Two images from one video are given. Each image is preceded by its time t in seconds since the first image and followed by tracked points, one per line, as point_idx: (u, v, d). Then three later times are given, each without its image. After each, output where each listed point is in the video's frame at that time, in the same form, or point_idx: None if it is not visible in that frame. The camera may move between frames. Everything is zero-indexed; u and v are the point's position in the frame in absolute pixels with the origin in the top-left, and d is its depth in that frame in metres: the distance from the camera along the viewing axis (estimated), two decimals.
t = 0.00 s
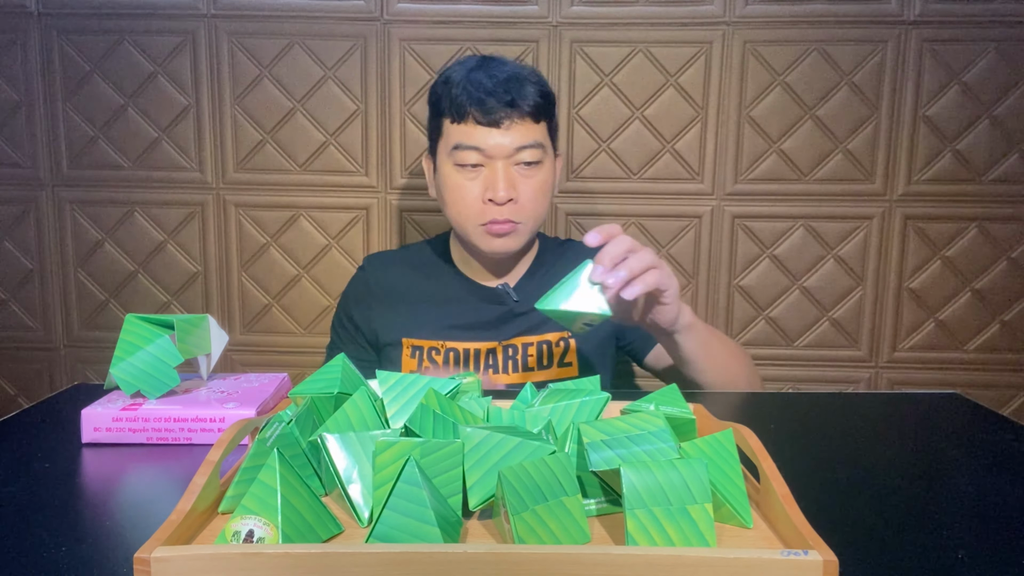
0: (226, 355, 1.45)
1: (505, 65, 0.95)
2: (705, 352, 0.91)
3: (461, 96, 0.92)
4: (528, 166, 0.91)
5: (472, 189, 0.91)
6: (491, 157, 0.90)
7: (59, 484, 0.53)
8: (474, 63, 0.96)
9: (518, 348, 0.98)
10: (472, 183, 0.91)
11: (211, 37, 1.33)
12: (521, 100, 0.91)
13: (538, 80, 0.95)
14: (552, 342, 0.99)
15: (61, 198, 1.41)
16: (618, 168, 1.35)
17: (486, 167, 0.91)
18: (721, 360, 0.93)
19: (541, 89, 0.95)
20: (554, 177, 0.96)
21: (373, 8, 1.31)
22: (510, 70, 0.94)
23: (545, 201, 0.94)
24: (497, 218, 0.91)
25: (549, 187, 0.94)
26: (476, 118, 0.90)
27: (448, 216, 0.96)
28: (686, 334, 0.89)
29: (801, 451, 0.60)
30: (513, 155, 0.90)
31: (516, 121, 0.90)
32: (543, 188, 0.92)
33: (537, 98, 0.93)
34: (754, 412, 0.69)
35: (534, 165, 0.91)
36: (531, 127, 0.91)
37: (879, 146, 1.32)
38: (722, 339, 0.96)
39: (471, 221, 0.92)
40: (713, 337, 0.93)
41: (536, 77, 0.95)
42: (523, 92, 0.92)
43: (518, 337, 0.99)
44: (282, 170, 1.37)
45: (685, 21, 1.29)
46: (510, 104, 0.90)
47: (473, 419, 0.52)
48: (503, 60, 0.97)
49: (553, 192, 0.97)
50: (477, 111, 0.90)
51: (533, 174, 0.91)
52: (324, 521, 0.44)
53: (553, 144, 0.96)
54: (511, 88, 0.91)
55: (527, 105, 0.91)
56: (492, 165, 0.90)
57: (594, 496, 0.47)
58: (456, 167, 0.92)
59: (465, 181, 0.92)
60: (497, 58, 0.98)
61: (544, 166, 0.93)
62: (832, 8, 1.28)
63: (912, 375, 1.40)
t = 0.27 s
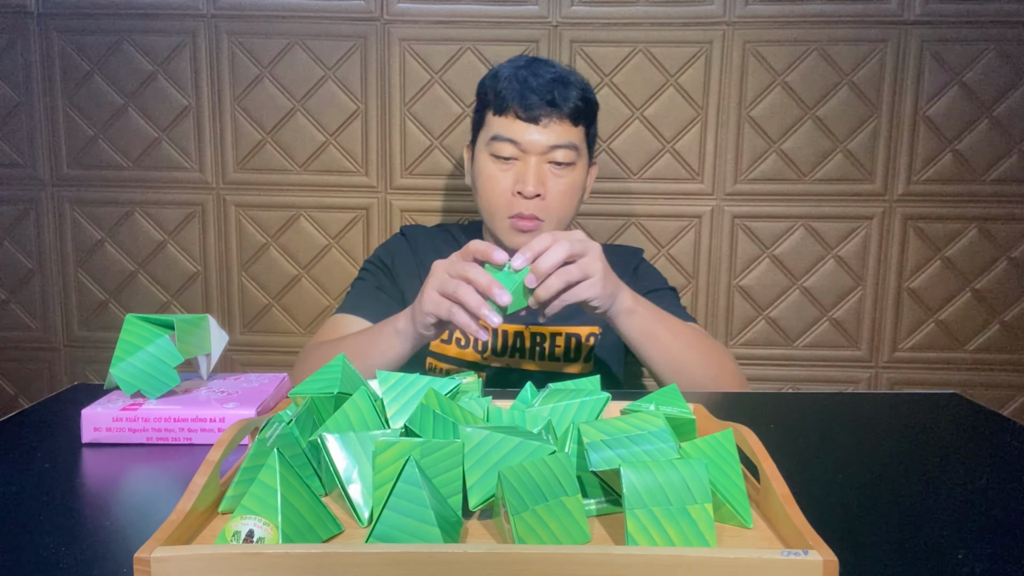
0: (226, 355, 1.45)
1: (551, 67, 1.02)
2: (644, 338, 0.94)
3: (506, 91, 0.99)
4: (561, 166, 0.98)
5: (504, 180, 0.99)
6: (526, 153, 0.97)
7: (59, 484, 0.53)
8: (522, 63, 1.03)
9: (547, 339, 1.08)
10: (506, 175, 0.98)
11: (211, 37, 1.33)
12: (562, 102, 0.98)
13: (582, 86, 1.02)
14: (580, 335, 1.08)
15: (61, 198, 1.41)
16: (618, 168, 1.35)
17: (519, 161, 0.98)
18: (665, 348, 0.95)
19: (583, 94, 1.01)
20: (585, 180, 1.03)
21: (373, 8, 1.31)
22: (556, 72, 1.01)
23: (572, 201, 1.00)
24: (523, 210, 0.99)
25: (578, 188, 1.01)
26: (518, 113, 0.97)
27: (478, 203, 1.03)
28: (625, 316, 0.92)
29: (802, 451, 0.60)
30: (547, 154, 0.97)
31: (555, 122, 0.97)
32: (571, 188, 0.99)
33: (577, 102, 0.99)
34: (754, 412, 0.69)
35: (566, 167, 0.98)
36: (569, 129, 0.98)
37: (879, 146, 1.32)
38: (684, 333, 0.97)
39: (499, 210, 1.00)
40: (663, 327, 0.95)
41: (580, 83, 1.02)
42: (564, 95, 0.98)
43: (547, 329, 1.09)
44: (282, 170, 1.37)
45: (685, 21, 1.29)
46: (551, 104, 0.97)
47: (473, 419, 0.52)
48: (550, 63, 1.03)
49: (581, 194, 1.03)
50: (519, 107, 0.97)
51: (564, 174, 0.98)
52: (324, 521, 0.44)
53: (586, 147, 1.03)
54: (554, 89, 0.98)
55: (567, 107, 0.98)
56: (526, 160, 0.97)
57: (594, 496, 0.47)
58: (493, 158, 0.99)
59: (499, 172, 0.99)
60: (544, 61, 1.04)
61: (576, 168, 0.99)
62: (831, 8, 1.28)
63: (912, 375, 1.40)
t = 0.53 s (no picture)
0: (226, 355, 1.45)
1: (561, 63, 1.02)
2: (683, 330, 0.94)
3: (516, 86, 0.99)
4: (573, 159, 0.98)
5: (516, 173, 0.98)
6: (538, 145, 0.97)
7: (59, 484, 0.53)
8: (531, 60, 1.03)
9: (559, 336, 1.08)
10: (518, 168, 0.98)
11: (211, 37, 1.33)
12: (573, 96, 0.98)
13: (592, 80, 1.02)
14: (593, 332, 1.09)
15: (61, 198, 1.41)
16: (618, 168, 1.35)
17: (531, 154, 0.98)
18: (702, 339, 0.95)
19: (594, 88, 1.01)
20: (596, 173, 1.03)
21: (373, 8, 1.31)
22: (566, 67, 1.01)
23: (585, 194, 1.00)
24: (536, 203, 0.98)
25: (590, 181, 1.00)
26: (529, 107, 0.97)
27: (489, 197, 1.03)
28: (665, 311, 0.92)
29: (802, 452, 0.60)
30: (559, 147, 0.97)
31: (566, 115, 0.97)
32: (584, 182, 0.99)
33: (589, 96, 1.00)
34: (754, 412, 0.69)
35: (577, 159, 0.98)
36: (580, 122, 0.98)
37: (879, 146, 1.32)
38: (716, 322, 0.98)
39: (511, 203, 1.00)
40: (700, 317, 0.95)
41: (590, 77, 1.02)
42: (575, 89, 0.98)
43: (560, 326, 1.09)
44: (282, 170, 1.37)
45: (685, 22, 1.29)
46: (563, 97, 0.97)
47: (473, 418, 0.52)
48: (559, 60, 1.04)
49: (593, 187, 1.03)
50: (530, 101, 0.97)
51: (576, 167, 0.98)
52: (324, 521, 0.44)
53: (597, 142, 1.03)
54: (565, 83, 0.98)
55: (578, 100, 0.98)
56: (538, 153, 0.97)
57: (594, 496, 0.47)
58: (504, 152, 0.99)
59: (511, 166, 0.99)
60: (553, 58, 1.05)
61: (587, 161, 0.99)
62: (831, 8, 1.28)
63: (912, 375, 1.40)
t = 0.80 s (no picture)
0: (226, 355, 1.45)
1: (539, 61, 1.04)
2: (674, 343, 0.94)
3: (495, 84, 1.01)
4: (554, 150, 0.98)
5: (499, 168, 0.98)
6: (519, 139, 0.98)
7: (60, 484, 0.53)
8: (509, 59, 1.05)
9: (548, 338, 1.08)
10: (500, 163, 0.98)
11: (211, 37, 1.33)
12: (551, 90, 0.99)
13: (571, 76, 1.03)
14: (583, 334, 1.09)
15: (61, 198, 1.41)
16: (618, 168, 1.35)
17: (513, 149, 0.98)
18: (695, 351, 0.95)
19: (573, 83, 1.02)
20: (579, 167, 1.03)
21: (373, 8, 1.31)
22: (543, 63, 1.02)
23: (569, 186, 1.00)
24: (520, 196, 0.98)
25: (574, 173, 1.01)
26: (508, 103, 0.99)
27: (474, 195, 1.03)
28: (655, 326, 0.92)
29: (802, 452, 0.60)
30: (539, 140, 0.98)
31: (544, 108, 0.99)
32: (567, 174, 0.99)
33: (567, 90, 1.01)
34: (754, 412, 0.69)
35: (559, 151, 0.98)
36: (559, 115, 0.99)
37: (879, 146, 1.32)
38: (708, 333, 0.97)
39: (495, 200, 0.99)
40: (691, 328, 0.95)
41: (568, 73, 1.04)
42: (553, 83, 1.00)
43: (549, 329, 1.09)
44: (282, 170, 1.37)
45: (685, 21, 1.29)
46: (540, 92, 0.99)
47: (473, 419, 0.52)
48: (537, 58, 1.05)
49: (578, 181, 1.03)
50: (508, 97, 0.99)
51: (558, 159, 0.98)
52: (324, 521, 0.44)
53: (579, 136, 1.03)
54: (543, 78, 1.00)
55: (556, 94, 0.99)
56: (519, 146, 0.98)
57: (594, 496, 0.47)
58: (486, 148, 0.99)
59: (493, 161, 0.99)
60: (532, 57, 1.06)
61: (569, 153, 0.99)
62: (832, 8, 1.28)
63: (912, 375, 1.40)
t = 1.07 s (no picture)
0: (226, 355, 1.45)
1: (533, 59, 1.04)
2: (664, 352, 0.94)
3: (487, 83, 1.00)
4: (547, 150, 0.98)
5: (491, 168, 0.98)
6: (511, 138, 0.98)
7: (59, 484, 0.53)
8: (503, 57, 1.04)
9: (545, 340, 1.08)
10: (492, 162, 0.98)
11: (211, 37, 1.33)
12: (544, 88, 0.99)
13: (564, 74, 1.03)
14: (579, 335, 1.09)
15: (61, 198, 1.41)
16: (618, 168, 1.35)
17: (505, 147, 0.98)
18: (686, 359, 0.95)
19: (566, 81, 1.02)
20: (573, 165, 1.03)
21: (373, 8, 1.31)
22: (536, 62, 1.02)
23: (562, 185, 1.00)
24: (513, 196, 0.98)
25: (567, 172, 1.01)
26: (500, 102, 0.98)
27: (467, 195, 1.03)
28: (643, 334, 0.92)
29: (803, 452, 0.60)
30: (532, 138, 0.98)
31: (537, 107, 0.98)
32: (561, 173, 0.99)
33: (560, 88, 1.01)
34: (753, 412, 0.69)
35: (552, 150, 0.99)
36: (552, 114, 0.99)
37: (879, 146, 1.32)
38: (698, 341, 0.97)
39: (488, 199, 1.00)
40: (680, 337, 0.95)
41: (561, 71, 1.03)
42: (546, 81, 1.00)
43: (546, 330, 1.09)
44: (282, 170, 1.37)
45: (685, 21, 1.29)
46: (532, 90, 0.99)
47: (473, 418, 0.52)
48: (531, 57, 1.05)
49: (571, 179, 1.03)
50: (501, 96, 0.99)
51: (551, 158, 0.99)
52: (324, 521, 0.44)
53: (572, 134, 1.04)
54: (535, 76, 1.00)
55: (549, 92, 0.99)
56: (512, 146, 0.98)
57: (594, 496, 0.47)
58: (479, 147, 0.99)
59: (486, 161, 0.99)
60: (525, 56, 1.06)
61: (562, 152, 1.00)
62: (832, 8, 1.28)
63: (912, 375, 1.40)
